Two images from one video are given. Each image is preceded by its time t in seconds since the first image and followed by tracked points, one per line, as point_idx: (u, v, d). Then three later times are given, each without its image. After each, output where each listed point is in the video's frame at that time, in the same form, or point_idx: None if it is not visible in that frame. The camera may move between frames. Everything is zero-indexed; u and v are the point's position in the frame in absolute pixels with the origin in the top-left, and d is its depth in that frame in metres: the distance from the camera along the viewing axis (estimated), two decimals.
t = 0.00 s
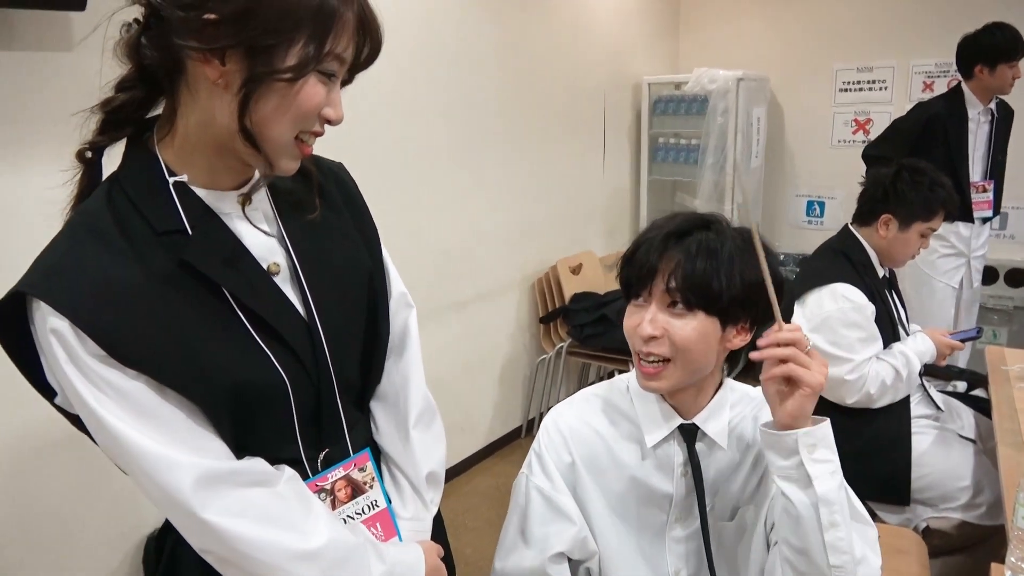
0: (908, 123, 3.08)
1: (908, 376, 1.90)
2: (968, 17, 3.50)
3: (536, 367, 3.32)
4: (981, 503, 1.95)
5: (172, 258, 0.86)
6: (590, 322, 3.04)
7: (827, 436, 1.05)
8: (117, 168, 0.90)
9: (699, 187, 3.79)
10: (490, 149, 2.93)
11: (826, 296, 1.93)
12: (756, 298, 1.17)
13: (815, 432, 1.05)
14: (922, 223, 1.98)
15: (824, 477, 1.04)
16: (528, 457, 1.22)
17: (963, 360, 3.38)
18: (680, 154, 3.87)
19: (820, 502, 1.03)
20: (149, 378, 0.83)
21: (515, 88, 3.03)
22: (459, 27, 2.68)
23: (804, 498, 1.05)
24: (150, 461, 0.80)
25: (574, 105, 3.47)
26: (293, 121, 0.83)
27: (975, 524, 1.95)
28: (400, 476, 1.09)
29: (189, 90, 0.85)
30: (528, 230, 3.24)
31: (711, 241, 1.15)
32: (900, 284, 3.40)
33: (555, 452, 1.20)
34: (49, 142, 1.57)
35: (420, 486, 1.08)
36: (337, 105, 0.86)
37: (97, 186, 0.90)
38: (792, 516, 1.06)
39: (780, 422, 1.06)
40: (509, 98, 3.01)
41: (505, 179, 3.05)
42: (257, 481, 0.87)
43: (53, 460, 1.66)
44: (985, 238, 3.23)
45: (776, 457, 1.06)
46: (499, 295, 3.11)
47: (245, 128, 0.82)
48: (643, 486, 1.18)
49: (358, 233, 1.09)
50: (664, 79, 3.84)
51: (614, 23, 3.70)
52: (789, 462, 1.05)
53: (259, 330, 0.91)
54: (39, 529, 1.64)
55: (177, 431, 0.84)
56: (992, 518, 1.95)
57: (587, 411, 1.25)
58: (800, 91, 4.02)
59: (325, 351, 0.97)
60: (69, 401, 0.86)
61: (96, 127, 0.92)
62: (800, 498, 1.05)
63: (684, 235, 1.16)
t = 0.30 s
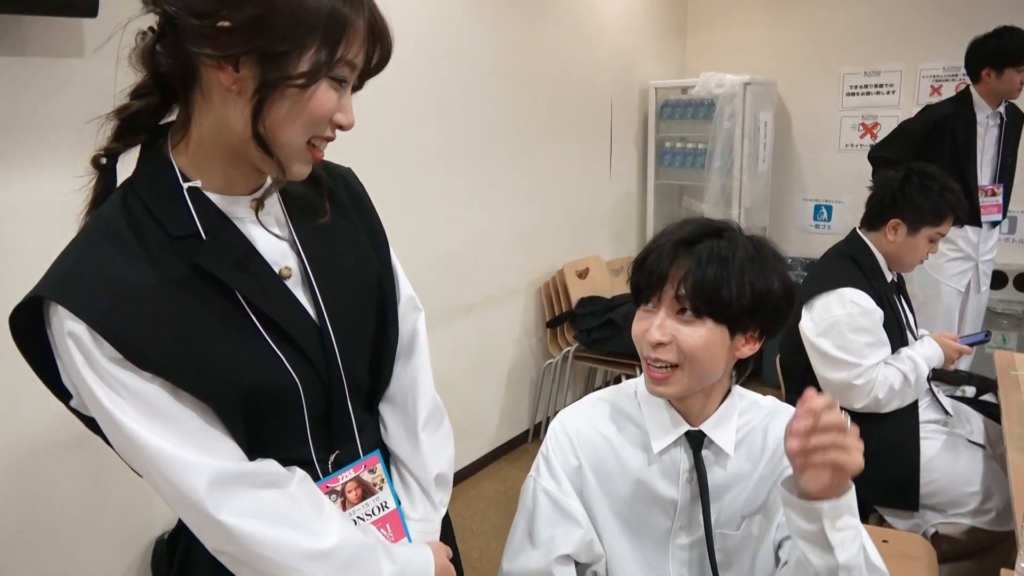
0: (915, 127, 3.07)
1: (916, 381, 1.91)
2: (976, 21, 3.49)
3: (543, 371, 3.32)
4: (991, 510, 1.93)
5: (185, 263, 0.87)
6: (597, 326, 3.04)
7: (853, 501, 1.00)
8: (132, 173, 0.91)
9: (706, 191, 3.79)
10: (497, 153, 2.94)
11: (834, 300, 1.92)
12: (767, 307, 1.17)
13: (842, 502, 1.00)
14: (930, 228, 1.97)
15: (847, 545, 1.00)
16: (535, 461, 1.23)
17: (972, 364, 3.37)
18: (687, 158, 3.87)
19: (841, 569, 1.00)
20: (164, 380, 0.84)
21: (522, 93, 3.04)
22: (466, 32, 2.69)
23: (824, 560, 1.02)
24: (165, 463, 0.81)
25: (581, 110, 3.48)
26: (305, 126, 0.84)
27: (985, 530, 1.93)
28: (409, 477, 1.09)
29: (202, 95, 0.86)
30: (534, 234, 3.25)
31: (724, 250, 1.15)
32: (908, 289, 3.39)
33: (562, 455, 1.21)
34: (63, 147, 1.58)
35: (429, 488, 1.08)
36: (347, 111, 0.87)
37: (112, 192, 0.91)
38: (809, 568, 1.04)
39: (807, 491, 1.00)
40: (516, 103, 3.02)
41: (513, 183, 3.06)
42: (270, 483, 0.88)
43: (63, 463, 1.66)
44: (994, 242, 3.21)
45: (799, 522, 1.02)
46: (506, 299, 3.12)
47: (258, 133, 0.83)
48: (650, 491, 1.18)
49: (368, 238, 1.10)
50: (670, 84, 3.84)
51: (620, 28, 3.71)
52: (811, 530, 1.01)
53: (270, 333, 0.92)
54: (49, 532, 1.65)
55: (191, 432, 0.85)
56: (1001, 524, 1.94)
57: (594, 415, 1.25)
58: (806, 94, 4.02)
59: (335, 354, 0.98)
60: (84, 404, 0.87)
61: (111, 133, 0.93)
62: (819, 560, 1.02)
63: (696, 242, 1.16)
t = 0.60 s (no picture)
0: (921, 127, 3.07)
1: (922, 382, 1.90)
2: (981, 21, 3.49)
3: (548, 373, 3.32)
4: (998, 511, 1.93)
5: (195, 264, 0.88)
6: (602, 328, 3.04)
7: (855, 479, 0.96)
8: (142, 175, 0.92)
9: (711, 193, 3.79)
10: (501, 155, 2.95)
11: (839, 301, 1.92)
12: (773, 310, 1.17)
13: (843, 480, 0.95)
14: (936, 228, 1.97)
15: (849, 526, 0.97)
16: (541, 460, 1.23)
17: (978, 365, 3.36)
18: (692, 160, 3.87)
19: (844, 550, 0.97)
20: (172, 380, 0.85)
21: (526, 96, 3.05)
22: (471, 35, 2.70)
23: (828, 544, 0.99)
24: (174, 461, 0.82)
25: (585, 111, 3.48)
26: (311, 129, 0.84)
27: (992, 531, 1.93)
28: (415, 477, 1.10)
29: (211, 98, 0.87)
30: (539, 236, 3.25)
31: (731, 252, 1.15)
32: (914, 290, 3.38)
33: (568, 454, 1.22)
34: (72, 151, 1.59)
35: (438, 488, 1.09)
36: (353, 113, 0.88)
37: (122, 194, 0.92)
38: (811, 552, 1.01)
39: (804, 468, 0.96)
40: (521, 105, 3.03)
41: (517, 185, 3.06)
42: (275, 481, 0.89)
43: (72, 465, 1.67)
44: (1000, 243, 3.20)
45: (800, 503, 0.98)
46: (511, 301, 3.12)
47: (265, 135, 0.84)
48: (655, 489, 1.19)
49: (374, 241, 1.10)
50: (675, 85, 3.84)
51: (624, 31, 3.72)
52: (813, 511, 0.98)
53: (278, 333, 0.93)
54: (58, 534, 1.66)
55: (200, 431, 0.86)
56: (1009, 526, 1.93)
57: (599, 415, 1.26)
58: (811, 96, 4.02)
59: (342, 356, 0.99)
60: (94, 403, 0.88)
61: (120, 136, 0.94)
62: (822, 542, 0.99)
63: (703, 244, 1.17)
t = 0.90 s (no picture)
0: (925, 132, 3.07)
1: (924, 388, 1.89)
2: (985, 27, 3.49)
3: (548, 376, 3.32)
4: (999, 517, 1.93)
5: (203, 263, 0.88)
6: (603, 331, 3.04)
7: (853, 453, 1.05)
8: (149, 174, 0.92)
9: (713, 197, 3.79)
10: (504, 158, 2.95)
11: (841, 306, 1.91)
12: (774, 306, 1.17)
13: (841, 451, 1.05)
14: (939, 233, 1.96)
15: (848, 496, 1.04)
16: (542, 464, 1.22)
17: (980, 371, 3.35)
18: (694, 164, 3.87)
19: (846, 522, 1.03)
20: (178, 373, 0.86)
21: (529, 99, 3.05)
22: (474, 38, 2.71)
23: (829, 519, 1.05)
24: (177, 452, 0.82)
25: (588, 115, 3.48)
26: (316, 126, 0.84)
27: (994, 538, 1.93)
28: (415, 473, 1.09)
29: (219, 97, 0.87)
30: (541, 239, 3.25)
31: (733, 253, 1.15)
32: (916, 295, 3.38)
33: (568, 458, 1.21)
34: (77, 152, 1.59)
35: (440, 482, 1.09)
36: (360, 111, 0.88)
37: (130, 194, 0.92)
38: (815, 531, 1.07)
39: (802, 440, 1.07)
40: (524, 108, 3.03)
41: (519, 188, 3.06)
42: (276, 477, 0.89)
43: (74, 465, 1.67)
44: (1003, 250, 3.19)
45: (802, 476, 1.07)
46: (513, 304, 3.12)
47: (270, 133, 0.84)
48: (656, 494, 1.18)
49: (379, 237, 1.10)
50: (677, 89, 3.84)
51: (628, 34, 3.72)
52: (814, 482, 1.06)
53: (283, 330, 0.93)
54: (58, 536, 1.65)
55: (203, 425, 0.86)
56: (1009, 532, 1.93)
57: (599, 419, 1.25)
58: (814, 100, 4.02)
59: (347, 354, 0.99)
60: (100, 397, 0.88)
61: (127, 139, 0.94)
62: (823, 517, 1.06)
63: (705, 244, 1.16)
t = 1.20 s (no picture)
0: (920, 134, 3.09)
1: (919, 391, 1.90)
2: (981, 31, 3.51)
3: (545, 378, 3.32)
4: (994, 520, 1.93)
5: (227, 267, 0.90)
6: (600, 333, 3.05)
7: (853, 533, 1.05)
8: (182, 174, 0.95)
9: (709, 199, 3.80)
10: (501, 160, 2.95)
11: (837, 308, 1.93)
12: (773, 305, 1.19)
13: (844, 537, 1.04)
14: (934, 236, 1.98)
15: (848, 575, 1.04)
16: (538, 465, 1.22)
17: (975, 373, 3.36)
18: (690, 166, 3.87)
19: None
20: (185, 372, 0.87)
21: (526, 101, 3.05)
22: (471, 40, 2.71)
23: None
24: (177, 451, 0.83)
25: (585, 117, 3.48)
26: (370, 146, 0.88)
27: (989, 540, 1.94)
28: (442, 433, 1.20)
29: (270, 118, 0.91)
30: (537, 242, 3.25)
31: (727, 252, 1.16)
32: (911, 297, 3.39)
33: (562, 460, 1.21)
34: (74, 152, 1.59)
35: (462, 442, 1.21)
36: (412, 130, 0.93)
37: (160, 189, 0.95)
38: None
39: (803, 525, 1.05)
40: (520, 111, 3.03)
41: (515, 190, 3.06)
42: (261, 486, 0.90)
43: (68, 466, 1.66)
44: (997, 253, 3.21)
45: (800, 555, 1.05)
46: (509, 306, 3.11)
47: (328, 154, 0.88)
48: (649, 495, 1.19)
49: (384, 247, 1.14)
50: (674, 92, 3.85)
51: (624, 37, 3.72)
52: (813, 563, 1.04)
53: (293, 343, 0.95)
54: (51, 539, 1.64)
55: (201, 427, 0.87)
56: (1004, 534, 1.94)
57: (595, 421, 1.25)
58: (809, 104, 4.03)
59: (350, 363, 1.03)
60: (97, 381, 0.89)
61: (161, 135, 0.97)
62: None
63: (700, 244, 1.17)
